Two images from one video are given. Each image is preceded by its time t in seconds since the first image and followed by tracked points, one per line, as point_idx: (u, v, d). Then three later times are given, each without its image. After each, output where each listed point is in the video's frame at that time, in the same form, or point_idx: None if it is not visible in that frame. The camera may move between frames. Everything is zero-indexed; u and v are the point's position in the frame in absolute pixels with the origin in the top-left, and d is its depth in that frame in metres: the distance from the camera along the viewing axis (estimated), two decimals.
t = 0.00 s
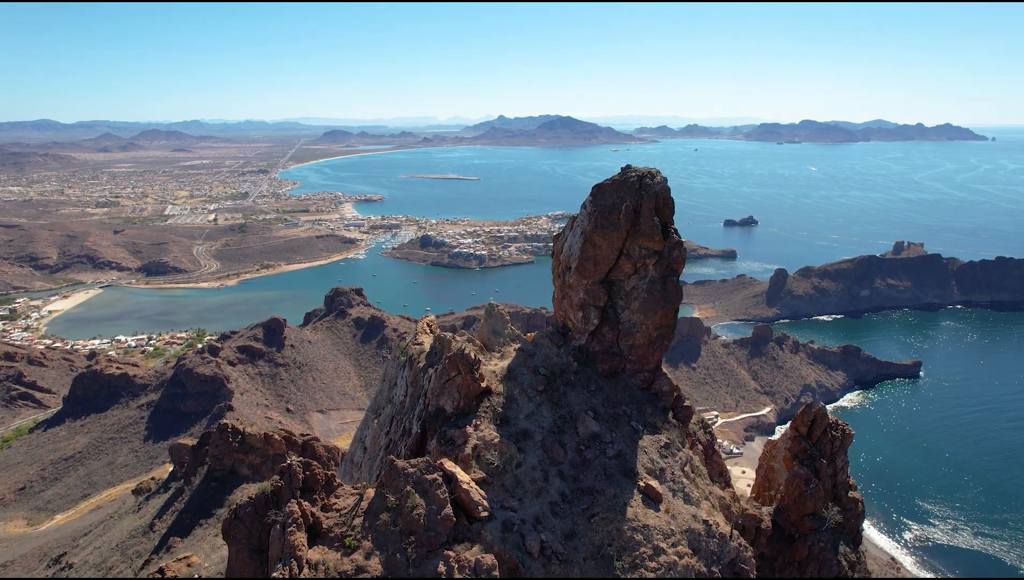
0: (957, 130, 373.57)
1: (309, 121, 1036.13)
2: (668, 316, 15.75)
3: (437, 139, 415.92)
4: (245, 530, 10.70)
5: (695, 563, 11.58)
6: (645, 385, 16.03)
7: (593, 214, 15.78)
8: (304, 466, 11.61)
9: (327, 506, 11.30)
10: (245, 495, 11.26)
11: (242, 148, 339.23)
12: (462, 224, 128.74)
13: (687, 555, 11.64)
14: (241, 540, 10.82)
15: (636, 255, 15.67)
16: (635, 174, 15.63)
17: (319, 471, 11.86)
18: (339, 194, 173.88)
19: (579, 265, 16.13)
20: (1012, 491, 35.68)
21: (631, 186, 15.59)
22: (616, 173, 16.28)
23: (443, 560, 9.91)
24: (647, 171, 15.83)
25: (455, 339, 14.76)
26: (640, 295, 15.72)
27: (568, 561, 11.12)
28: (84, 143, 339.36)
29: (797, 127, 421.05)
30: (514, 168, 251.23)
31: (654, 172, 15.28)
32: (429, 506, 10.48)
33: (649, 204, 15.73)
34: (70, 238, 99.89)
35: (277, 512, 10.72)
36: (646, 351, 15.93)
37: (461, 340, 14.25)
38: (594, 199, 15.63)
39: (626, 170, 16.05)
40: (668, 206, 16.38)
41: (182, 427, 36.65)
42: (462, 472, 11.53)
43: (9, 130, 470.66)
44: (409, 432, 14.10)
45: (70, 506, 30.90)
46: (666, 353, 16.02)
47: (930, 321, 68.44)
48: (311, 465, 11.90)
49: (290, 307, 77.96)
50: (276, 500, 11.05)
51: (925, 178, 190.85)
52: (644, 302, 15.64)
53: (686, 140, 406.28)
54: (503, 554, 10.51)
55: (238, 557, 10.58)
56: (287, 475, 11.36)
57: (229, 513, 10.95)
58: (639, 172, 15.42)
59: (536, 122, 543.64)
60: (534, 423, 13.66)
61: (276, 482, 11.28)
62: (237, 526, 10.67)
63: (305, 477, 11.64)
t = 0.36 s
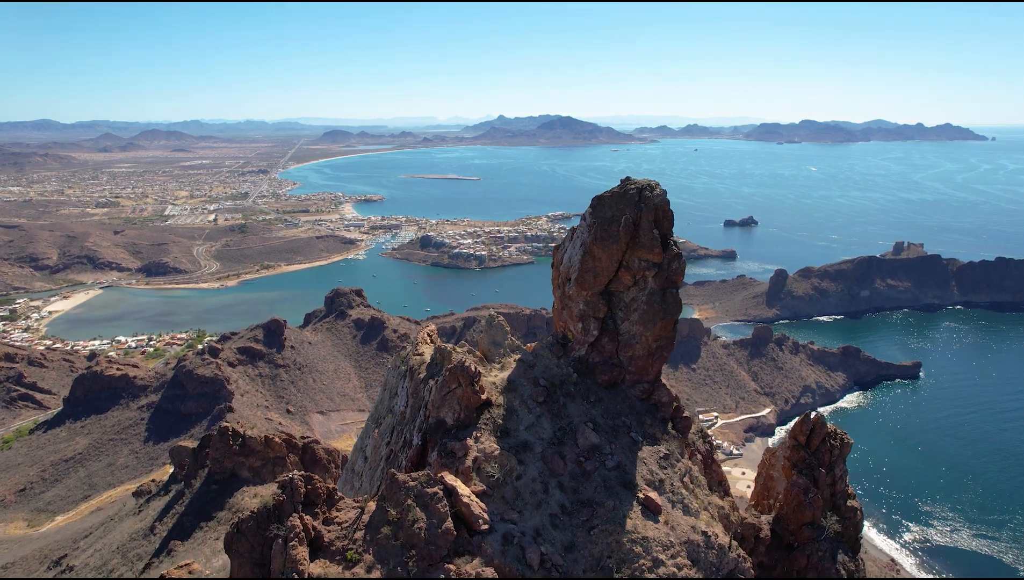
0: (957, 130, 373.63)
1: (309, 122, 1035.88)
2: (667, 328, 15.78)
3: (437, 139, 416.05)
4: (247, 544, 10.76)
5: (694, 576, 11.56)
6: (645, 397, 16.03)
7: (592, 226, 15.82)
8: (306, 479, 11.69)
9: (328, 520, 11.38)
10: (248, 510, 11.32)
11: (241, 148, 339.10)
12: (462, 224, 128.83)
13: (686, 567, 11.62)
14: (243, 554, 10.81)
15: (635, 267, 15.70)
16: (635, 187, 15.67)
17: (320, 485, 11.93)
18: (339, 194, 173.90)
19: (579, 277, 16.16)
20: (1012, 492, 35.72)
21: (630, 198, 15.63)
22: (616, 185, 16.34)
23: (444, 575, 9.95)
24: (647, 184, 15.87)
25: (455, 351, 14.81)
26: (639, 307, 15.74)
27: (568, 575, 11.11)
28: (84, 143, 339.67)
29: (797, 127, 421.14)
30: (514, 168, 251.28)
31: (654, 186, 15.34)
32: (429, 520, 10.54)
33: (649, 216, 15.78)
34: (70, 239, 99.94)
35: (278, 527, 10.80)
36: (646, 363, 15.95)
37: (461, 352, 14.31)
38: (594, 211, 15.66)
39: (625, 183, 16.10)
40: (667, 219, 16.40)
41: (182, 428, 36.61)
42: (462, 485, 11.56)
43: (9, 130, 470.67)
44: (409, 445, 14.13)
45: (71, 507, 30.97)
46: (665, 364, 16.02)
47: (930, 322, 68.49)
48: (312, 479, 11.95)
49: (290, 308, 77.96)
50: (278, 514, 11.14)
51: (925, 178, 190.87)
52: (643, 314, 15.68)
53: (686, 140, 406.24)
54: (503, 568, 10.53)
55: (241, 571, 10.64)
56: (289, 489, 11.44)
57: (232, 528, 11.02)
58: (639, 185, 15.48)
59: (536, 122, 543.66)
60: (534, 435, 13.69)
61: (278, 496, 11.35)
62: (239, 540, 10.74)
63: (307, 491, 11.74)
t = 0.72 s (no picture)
0: (957, 130, 373.62)
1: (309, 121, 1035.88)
2: (666, 341, 15.82)
3: (437, 138, 416.25)
4: (249, 558, 10.81)
5: None
6: (644, 408, 16.06)
7: (592, 240, 15.89)
8: (308, 494, 11.79)
9: (329, 535, 11.46)
10: (249, 524, 11.39)
11: (241, 148, 339.09)
12: (462, 224, 128.86)
13: None
14: (245, 569, 10.88)
15: (634, 280, 15.74)
16: (634, 200, 15.73)
17: (323, 499, 12.00)
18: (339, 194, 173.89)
19: (578, 289, 16.23)
20: (1012, 494, 35.76)
21: (629, 212, 15.69)
22: (615, 198, 16.42)
23: None
24: (646, 198, 15.91)
25: (455, 364, 14.88)
26: (638, 319, 15.78)
27: None
28: (84, 143, 340.13)
29: (797, 127, 421.12)
30: (514, 168, 251.24)
31: (653, 200, 15.39)
32: (430, 535, 10.59)
33: (648, 230, 15.82)
34: (70, 239, 99.97)
35: (280, 542, 10.88)
36: (645, 375, 15.97)
37: (461, 365, 14.35)
38: (593, 224, 15.73)
39: (625, 196, 16.16)
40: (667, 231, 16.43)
41: (182, 430, 36.55)
42: (463, 499, 11.60)
43: (9, 130, 470.71)
44: (410, 457, 14.17)
45: (71, 509, 31.03)
46: (665, 377, 16.02)
47: (930, 323, 68.55)
48: (315, 493, 12.02)
49: (290, 308, 77.98)
50: (280, 529, 11.21)
51: (925, 178, 190.93)
52: (642, 327, 15.71)
53: (686, 140, 406.16)
54: None
55: None
56: (291, 504, 11.55)
57: (235, 542, 11.08)
58: (638, 198, 15.54)
59: (536, 122, 543.56)
60: (534, 448, 13.74)
61: (280, 511, 11.43)
62: (242, 554, 10.81)
63: (309, 505, 11.84)
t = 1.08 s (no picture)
0: (957, 130, 373.84)
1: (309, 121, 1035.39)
2: (666, 353, 15.84)
3: (437, 139, 416.41)
4: (251, 573, 10.85)
5: None
6: (643, 419, 16.07)
7: (592, 252, 15.93)
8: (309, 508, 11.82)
9: (330, 549, 11.49)
10: (250, 539, 11.42)
11: (241, 148, 339.19)
12: (462, 225, 128.92)
13: None
14: None
15: (633, 292, 15.78)
16: (633, 212, 15.77)
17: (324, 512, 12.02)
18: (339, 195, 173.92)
19: (578, 301, 16.28)
20: (1012, 495, 35.80)
21: (629, 224, 15.73)
22: (615, 210, 16.45)
23: None
24: (645, 210, 15.95)
25: (455, 376, 14.91)
26: (638, 331, 15.81)
27: None
28: (84, 143, 340.52)
29: (797, 127, 421.35)
30: (515, 168, 251.33)
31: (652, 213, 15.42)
32: (431, 548, 10.61)
33: (647, 242, 15.84)
34: (70, 240, 100.00)
35: (282, 556, 10.91)
36: (644, 386, 15.99)
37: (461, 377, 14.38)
38: (593, 236, 15.79)
39: (625, 208, 16.20)
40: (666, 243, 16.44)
41: (182, 431, 36.49)
42: (463, 512, 11.64)
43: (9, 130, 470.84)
44: (410, 469, 14.20)
45: (71, 511, 31.05)
46: (664, 388, 16.05)
47: (930, 323, 68.62)
48: (315, 508, 12.07)
49: (290, 309, 78.00)
50: (281, 544, 11.25)
51: (925, 179, 191.05)
52: (641, 339, 15.74)
53: (686, 140, 406.26)
54: None
55: None
56: (292, 518, 11.57)
57: (236, 557, 11.09)
58: (637, 211, 15.58)
59: (536, 122, 543.66)
60: (534, 459, 13.77)
61: (281, 525, 11.47)
62: (243, 569, 10.84)
63: (310, 519, 11.88)
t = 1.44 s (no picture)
0: (957, 130, 374.08)
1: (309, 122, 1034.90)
2: (664, 365, 15.91)
3: (437, 139, 416.43)
4: None
5: None
6: (642, 431, 16.11)
7: (591, 265, 15.99)
8: (311, 522, 11.90)
9: (332, 564, 11.59)
10: (251, 553, 11.47)
11: (241, 148, 339.37)
12: (462, 226, 128.96)
13: None
14: None
15: (633, 305, 15.82)
16: (633, 226, 15.86)
17: (326, 527, 12.07)
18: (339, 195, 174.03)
19: (577, 313, 16.33)
20: (1012, 497, 35.84)
21: (628, 238, 15.80)
22: (614, 223, 16.55)
23: None
24: (644, 224, 16.05)
25: (455, 389, 14.99)
26: (636, 344, 15.87)
27: None
28: (84, 143, 341.06)
29: (797, 127, 421.50)
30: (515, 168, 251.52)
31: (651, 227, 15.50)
32: (431, 563, 10.64)
33: (646, 256, 15.91)
34: (69, 241, 100.05)
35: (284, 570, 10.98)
36: (643, 399, 16.04)
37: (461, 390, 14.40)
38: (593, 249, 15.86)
39: (624, 221, 16.29)
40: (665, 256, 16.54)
41: (182, 433, 36.44)
42: (463, 526, 11.67)
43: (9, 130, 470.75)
44: (411, 482, 14.24)
45: (71, 513, 31.10)
46: (663, 400, 16.09)
47: (929, 324, 68.71)
48: (317, 522, 12.11)
49: (290, 310, 78.07)
50: (282, 558, 11.34)
51: (924, 179, 191.14)
52: (640, 352, 15.81)
53: (686, 140, 406.35)
54: None
55: None
56: (294, 533, 11.66)
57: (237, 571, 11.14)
58: (637, 224, 15.65)
59: (536, 122, 544.06)
60: (534, 472, 13.82)
61: (283, 540, 11.54)
62: None
63: (312, 533, 11.94)
